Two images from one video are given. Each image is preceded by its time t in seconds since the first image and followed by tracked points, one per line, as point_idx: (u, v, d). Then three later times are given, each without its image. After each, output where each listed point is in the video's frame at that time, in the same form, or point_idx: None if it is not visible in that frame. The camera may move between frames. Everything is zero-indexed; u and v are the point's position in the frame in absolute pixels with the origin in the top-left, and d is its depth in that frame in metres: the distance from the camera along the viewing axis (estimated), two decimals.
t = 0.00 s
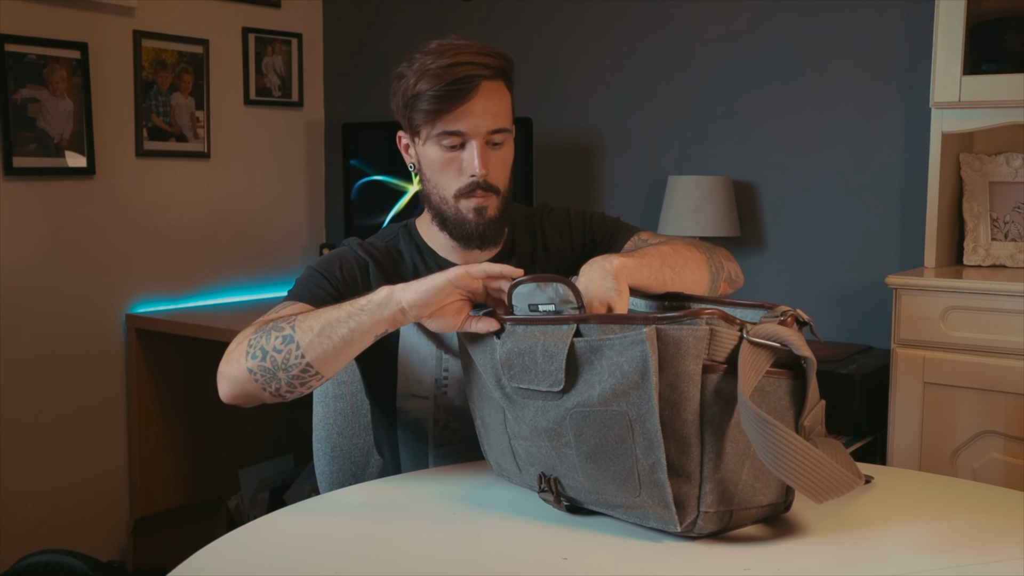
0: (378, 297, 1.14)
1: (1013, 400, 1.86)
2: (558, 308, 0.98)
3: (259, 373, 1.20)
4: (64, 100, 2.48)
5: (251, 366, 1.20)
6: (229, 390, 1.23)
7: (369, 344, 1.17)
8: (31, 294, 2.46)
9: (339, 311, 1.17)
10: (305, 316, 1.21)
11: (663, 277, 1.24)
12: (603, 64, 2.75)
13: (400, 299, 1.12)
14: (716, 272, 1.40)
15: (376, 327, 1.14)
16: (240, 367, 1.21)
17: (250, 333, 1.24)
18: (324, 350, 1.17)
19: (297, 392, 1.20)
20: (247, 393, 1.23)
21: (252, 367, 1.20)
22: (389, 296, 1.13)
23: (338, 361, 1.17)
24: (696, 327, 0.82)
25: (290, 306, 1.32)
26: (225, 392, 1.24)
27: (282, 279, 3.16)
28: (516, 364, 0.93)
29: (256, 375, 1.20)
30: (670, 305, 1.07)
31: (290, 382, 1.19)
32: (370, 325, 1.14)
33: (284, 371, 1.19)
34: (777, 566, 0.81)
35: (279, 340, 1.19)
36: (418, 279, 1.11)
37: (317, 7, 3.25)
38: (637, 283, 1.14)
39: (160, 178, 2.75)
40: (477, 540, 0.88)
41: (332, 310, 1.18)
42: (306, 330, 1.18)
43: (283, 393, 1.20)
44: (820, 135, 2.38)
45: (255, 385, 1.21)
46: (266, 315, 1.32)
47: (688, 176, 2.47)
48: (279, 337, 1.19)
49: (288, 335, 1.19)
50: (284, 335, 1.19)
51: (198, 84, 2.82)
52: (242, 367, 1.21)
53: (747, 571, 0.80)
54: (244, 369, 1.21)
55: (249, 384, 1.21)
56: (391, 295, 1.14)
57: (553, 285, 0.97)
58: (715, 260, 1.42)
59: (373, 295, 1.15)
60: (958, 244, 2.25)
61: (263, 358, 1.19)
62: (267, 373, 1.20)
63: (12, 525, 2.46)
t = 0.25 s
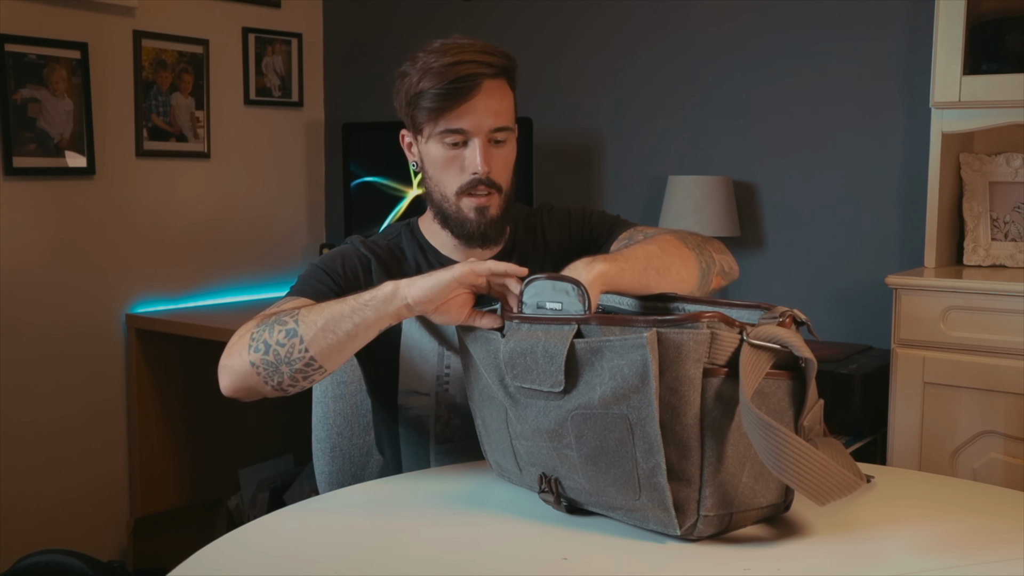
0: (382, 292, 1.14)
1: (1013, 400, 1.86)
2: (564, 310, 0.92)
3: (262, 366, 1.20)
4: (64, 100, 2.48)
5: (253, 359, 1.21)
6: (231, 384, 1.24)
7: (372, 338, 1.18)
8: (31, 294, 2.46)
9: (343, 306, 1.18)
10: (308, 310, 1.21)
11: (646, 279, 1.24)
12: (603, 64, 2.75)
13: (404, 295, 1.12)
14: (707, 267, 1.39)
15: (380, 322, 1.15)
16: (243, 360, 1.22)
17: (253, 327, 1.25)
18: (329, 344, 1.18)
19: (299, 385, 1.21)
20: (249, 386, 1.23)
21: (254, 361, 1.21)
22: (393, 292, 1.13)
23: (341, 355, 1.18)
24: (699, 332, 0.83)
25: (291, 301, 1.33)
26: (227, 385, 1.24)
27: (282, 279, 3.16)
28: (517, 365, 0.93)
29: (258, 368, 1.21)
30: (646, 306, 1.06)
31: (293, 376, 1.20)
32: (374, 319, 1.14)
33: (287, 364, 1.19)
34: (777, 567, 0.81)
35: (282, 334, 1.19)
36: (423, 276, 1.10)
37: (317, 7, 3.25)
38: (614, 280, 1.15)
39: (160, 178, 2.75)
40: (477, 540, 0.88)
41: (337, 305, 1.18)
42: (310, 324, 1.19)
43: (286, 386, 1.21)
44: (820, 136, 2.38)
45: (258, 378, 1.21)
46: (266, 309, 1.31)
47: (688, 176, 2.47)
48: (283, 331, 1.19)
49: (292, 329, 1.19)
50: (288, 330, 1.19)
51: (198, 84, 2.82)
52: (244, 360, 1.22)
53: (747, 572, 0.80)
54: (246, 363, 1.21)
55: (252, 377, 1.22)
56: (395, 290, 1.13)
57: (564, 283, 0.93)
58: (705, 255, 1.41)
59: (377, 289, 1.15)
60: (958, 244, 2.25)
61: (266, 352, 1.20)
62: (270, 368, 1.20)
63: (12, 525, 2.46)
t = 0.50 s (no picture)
0: (397, 283, 1.14)
1: (1013, 400, 1.86)
2: (574, 309, 0.93)
3: (277, 359, 1.20)
4: (64, 100, 2.48)
5: (269, 353, 1.20)
6: (245, 379, 1.23)
7: (387, 329, 1.17)
8: (31, 294, 2.46)
9: (359, 298, 1.18)
10: (322, 303, 1.22)
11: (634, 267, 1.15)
12: (603, 64, 2.75)
13: (420, 284, 1.12)
14: (684, 256, 1.29)
15: (395, 312, 1.15)
16: (258, 354, 1.21)
17: (268, 322, 1.25)
18: (344, 335, 1.17)
19: (314, 378, 1.20)
20: (264, 381, 1.23)
21: (269, 355, 1.21)
22: (409, 280, 1.13)
23: (356, 346, 1.18)
24: (701, 333, 0.83)
25: (298, 298, 1.31)
26: (241, 381, 1.24)
27: (282, 279, 3.16)
28: (518, 364, 0.93)
29: (273, 363, 1.20)
30: (635, 307, 1.08)
31: (308, 369, 1.19)
32: (390, 309, 1.14)
33: (302, 357, 1.18)
34: (777, 567, 0.81)
35: (297, 327, 1.19)
36: (437, 264, 1.11)
37: (317, 7, 3.25)
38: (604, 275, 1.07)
39: (160, 178, 2.75)
40: (478, 540, 0.88)
41: (350, 297, 1.19)
42: (324, 316, 1.19)
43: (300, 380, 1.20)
44: (820, 136, 2.38)
45: (273, 372, 1.21)
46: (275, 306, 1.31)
47: (688, 176, 2.47)
48: (297, 324, 1.19)
49: (306, 322, 1.19)
50: (303, 322, 1.19)
51: (198, 84, 2.82)
52: (260, 355, 1.21)
53: (747, 571, 0.80)
54: (261, 357, 1.21)
55: (267, 371, 1.21)
56: (410, 281, 1.14)
57: (580, 285, 0.94)
58: (681, 241, 1.33)
59: (393, 280, 1.16)
60: (958, 244, 2.25)
61: (281, 345, 1.19)
62: (284, 361, 1.20)
63: (12, 526, 2.46)
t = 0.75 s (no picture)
0: (402, 271, 1.15)
1: (1013, 400, 1.86)
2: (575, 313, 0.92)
3: (281, 349, 1.19)
4: (64, 100, 2.48)
5: (274, 343, 1.19)
6: (248, 369, 1.22)
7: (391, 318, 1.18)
8: (31, 294, 2.46)
9: (364, 285, 1.18)
10: (326, 293, 1.22)
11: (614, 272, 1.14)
12: (603, 64, 2.75)
13: (424, 273, 1.14)
14: (662, 252, 1.28)
15: (399, 301, 1.15)
16: (263, 344, 1.21)
17: (270, 313, 1.24)
18: (349, 324, 1.17)
19: (318, 368, 1.19)
20: (268, 371, 1.22)
21: (273, 345, 1.20)
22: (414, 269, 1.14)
23: (361, 335, 1.18)
24: (700, 333, 0.83)
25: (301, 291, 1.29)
26: (244, 371, 1.22)
27: (282, 279, 3.16)
28: (516, 366, 0.93)
29: (278, 352, 1.19)
30: (629, 307, 1.08)
31: (313, 358, 1.18)
32: (395, 297, 1.15)
33: (307, 345, 1.18)
34: (777, 567, 0.81)
35: (302, 316, 1.19)
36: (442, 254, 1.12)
37: (317, 7, 3.25)
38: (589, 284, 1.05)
39: (160, 178, 2.75)
40: (477, 540, 0.88)
41: (355, 286, 1.19)
42: (329, 305, 1.18)
43: (305, 369, 1.19)
44: (820, 136, 2.38)
45: (277, 362, 1.20)
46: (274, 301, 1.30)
47: (688, 176, 2.47)
48: (302, 313, 1.19)
49: (311, 311, 1.19)
50: (308, 311, 1.19)
51: (198, 84, 2.82)
52: (264, 344, 1.20)
53: (747, 571, 0.80)
54: (266, 347, 1.20)
55: (271, 360, 1.20)
56: (415, 269, 1.15)
57: (583, 292, 0.94)
58: (657, 235, 1.32)
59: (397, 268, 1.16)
60: (958, 244, 2.25)
61: (286, 334, 1.19)
62: (289, 350, 1.19)
63: (12, 526, 2.46)
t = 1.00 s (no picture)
0: (391, 269, 1.15)
1: (1013, 400, 1.86)
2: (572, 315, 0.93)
3: (272, 343, 1.21)
4: (64, 100, 2.48)
5: (265, 337, 1.21)
6: (242, 362, 1.25)
7: (381, 316, 1.18)
8: (31, 294, 2.46)
9: (354, 282, 1.18)
10: (319, 289, 1.22)
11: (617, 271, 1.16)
12: (603, 63, 2.75)
13: (413, 272, 1.13)
14: (669, 249, 1.29)
15: (389, 299, 1.16)
16: (255, 338, 1.23)
17: (264, 307, 1.26)
18: (338, 321, 1.18)
19: (308, 364, 1.21)
20: (260, 363, 1.24)
21: (265, 339, 1.21)
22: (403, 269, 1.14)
23: (351, 332, 1.19)
24: (700, 333, 0.83)
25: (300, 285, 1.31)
26: (237, 363, 1.25)
27: (282, 279, 3.16)
28: (516, 365, 0.92)
29: (269, 347, 1.21)
30: (635, 307, 1.08)
31: (303, 353, 1.20)
32: (384, 296, 1.15)
33: (296, 341, 1.19)
34: (777, 567, 0.81)
35: (293, 311, 1.20)
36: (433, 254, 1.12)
37: (317, 7, 3.25)
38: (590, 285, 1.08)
39: (160, 178, 2.75)
40: (476, 540, 0.88)
41: (347, 282, 1.20)
42: (320, 301, 1.19)
43: (295, 364, 1.21)
44: (820, 135, 2.38)
45: (268, 356, 1.22)
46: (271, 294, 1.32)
47: (688, 176, 2.47)
48: (293, 309, 1.20)
49: (302, 307, 1.20)
50: (298, 307, 1.20)
51: (198, 84, 2.82)
52: (256, 339, 1.23)
53: (747, 571, 0.80)
54: (258, 341, 1.22)
55: (262, 354, 1.22)
56: (405, 267, 1.14)
57: (578, 294, 0.94)
58: (666, 232, 1.33)
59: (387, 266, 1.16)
60: (958, 244, 2.25)
61: (277, 329, 1.20)
62: (280, 346, 1.21)
63: (12, 526, 2.46)
